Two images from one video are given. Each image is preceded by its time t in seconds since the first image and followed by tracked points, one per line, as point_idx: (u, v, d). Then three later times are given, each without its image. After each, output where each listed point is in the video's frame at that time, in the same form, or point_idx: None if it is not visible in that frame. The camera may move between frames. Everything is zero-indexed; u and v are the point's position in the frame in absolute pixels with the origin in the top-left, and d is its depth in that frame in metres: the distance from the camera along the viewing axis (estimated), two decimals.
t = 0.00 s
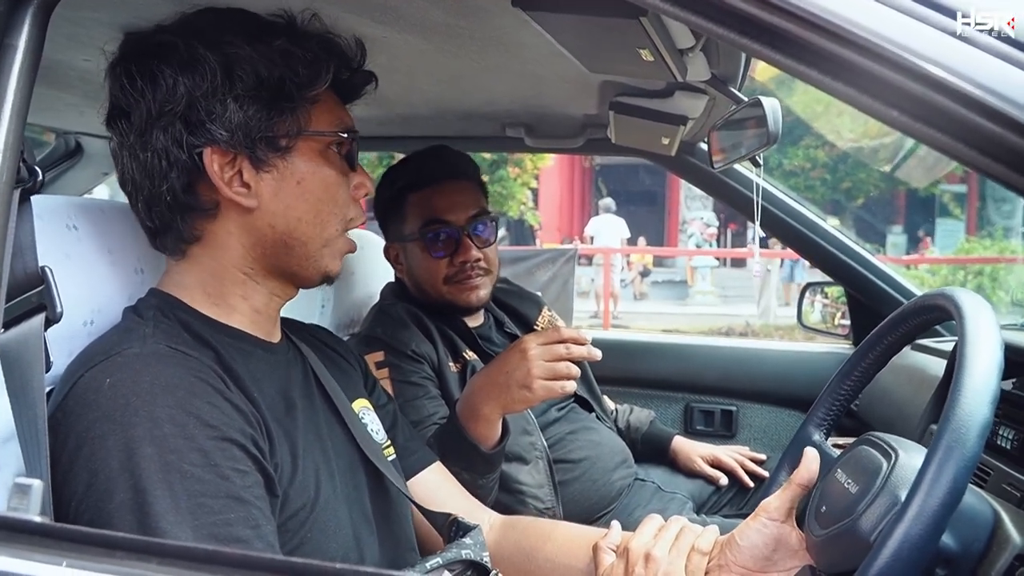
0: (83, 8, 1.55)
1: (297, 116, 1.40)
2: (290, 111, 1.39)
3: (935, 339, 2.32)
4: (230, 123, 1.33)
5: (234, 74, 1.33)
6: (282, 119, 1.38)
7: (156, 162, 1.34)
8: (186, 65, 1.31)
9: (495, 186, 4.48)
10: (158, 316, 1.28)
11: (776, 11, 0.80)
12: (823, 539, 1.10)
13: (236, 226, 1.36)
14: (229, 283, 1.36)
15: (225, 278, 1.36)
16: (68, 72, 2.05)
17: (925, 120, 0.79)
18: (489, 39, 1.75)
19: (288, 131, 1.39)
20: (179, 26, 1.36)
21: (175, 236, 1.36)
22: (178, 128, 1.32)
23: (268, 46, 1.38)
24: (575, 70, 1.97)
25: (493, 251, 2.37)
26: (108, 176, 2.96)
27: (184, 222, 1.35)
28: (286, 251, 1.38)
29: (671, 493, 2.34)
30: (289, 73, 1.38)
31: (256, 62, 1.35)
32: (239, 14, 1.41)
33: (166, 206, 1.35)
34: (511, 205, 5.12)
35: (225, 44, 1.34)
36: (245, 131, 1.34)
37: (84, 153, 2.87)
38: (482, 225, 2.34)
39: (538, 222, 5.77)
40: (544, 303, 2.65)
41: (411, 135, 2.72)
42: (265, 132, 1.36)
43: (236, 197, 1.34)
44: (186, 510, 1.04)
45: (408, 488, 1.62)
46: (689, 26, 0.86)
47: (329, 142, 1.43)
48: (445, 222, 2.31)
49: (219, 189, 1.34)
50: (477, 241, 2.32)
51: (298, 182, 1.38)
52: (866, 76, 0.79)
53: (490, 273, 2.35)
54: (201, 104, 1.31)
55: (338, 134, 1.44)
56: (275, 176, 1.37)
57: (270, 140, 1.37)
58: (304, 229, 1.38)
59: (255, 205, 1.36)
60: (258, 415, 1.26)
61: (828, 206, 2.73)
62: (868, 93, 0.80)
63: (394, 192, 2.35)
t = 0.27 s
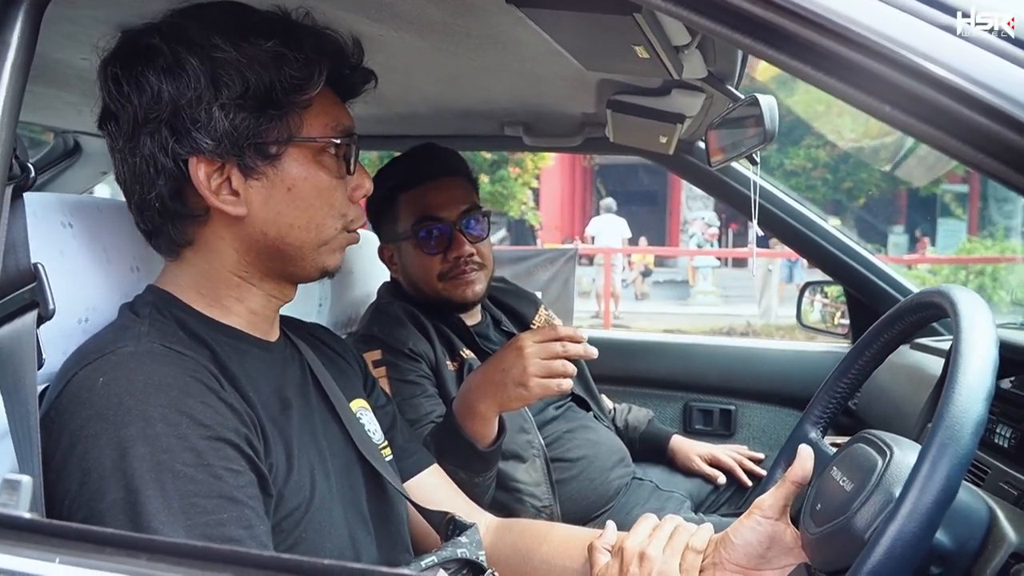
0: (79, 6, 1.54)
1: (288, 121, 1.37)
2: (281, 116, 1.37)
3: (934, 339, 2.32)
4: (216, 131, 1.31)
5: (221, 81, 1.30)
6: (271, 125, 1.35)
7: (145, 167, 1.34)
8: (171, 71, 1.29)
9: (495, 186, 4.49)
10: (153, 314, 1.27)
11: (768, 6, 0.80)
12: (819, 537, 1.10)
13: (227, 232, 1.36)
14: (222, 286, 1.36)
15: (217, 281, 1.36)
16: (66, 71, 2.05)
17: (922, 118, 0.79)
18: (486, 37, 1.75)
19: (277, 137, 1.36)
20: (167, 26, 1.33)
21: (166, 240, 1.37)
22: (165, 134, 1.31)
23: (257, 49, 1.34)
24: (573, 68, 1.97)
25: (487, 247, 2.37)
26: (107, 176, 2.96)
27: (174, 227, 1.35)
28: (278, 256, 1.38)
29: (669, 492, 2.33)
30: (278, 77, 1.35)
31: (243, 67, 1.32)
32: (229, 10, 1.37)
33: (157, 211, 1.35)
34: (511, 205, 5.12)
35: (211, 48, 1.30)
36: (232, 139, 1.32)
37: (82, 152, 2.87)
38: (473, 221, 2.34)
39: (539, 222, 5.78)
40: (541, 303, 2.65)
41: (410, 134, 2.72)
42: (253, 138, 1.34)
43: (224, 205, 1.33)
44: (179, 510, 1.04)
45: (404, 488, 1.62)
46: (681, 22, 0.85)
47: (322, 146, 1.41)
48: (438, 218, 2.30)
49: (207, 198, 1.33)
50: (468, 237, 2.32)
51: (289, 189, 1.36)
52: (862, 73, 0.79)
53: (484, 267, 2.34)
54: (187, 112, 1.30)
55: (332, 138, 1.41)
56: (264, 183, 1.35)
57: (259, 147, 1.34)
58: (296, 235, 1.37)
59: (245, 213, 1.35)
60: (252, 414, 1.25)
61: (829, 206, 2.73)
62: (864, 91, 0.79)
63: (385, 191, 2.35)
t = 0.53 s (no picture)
0: (75, 5, 1.55)
1: (282, 126, 1.37)
2: (274, 121, 1.36)
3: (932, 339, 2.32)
4: (208, 137, 1.30)
5: (213, 86, 1.30)
6: (264, 130, 1.35)
7: (137, 171, 1.35)
8: (163, 76, 1.29)
9: (496, 186, 4.49)
10: (147, 314, 1.28)
11: (757, 3, 0.80)
12: (813, 536, 1.10)
13: (221, 236, 1.36)
14: (216, 289, 1.37)
15: (211, 283, 1.37)
16: (64, 71, 2.06)
17: (914, 116, 0.78)
18: (482, 37, 1.75)
19: (271, 142, 1.35)
20: (160, 28, 1.32)
21: (159, 242, 1.38)
22: (157, 139, 1.31)
23: (251, 54, 1.33)
24: (569, 67, 1.96)
25: (484, 246, 2.37)
26: (106, 176, 2.96)
27: (168, 230, 1.36)
28: (273, 260, 1.38)
29: (667, 492, 2.33)
30: (272, 82, 1.34)
31: (236, 72, 1.31)
32: (224, 12, 1.36)
33: (149, 214, 1.36)
34: (512, 205, 5.12)
35: (203, 53, 1.29)
36: (224, 145, 1.31)
37: (82, 152, 2.87)
38: (471, 220, 2.34)
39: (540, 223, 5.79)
40: (540, 302, 2.65)
41: (409, 134, 2.72)
42: (246, 144, 1.33)
43: (216, 211, 1.34)
44: (170, 512, 1.03)
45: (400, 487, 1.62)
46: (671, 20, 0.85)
47: (317, 151, 1.40)
48: (435, 217, 2.30)
49: (199, 203, 1.33)
50: (467, 236, 2.32)
51: (282, 195, 1.36)
52: (855, 71, 0.79)
53: (482, 266, 2.34)
54: (179, 117, 1.30)
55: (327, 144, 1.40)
56: (257, 189, 1.35)
57: (252, 153, 1.34)
58: (290, 240, 1.37)
59: (237, 218, 1.35)
60: (246, 415, 1.26)
61: (829, 206, 2.69)
62: (857, 89, 0.79)
63: (383, 192, 2.35)
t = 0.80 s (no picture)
0: (78, 7, 1.56)
1: (282, 127, 1.38)
2: (274, 122, 1.37)
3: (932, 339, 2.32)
4: (209, 138, 1.31)
5: (214, 87, 1.31)
6: (265, 131, 1.36)
7: (139, 172, 1.35)
8: (164, 78, 1.30)
9: (497, 187, 4.50)
10: (148, 313, 1.28)
11: (753, 6, 0.80)
12: (811, 534, 1.10)
13: (223, 236, 1.37)
14: (218, 288, 1.38)
15: (214, 283, 1.37)
16: (66, 72, 2.07)
17: (910, 118, 0.79)
18: (482, 38, 1.76)
19: (271, 142, 1.36)
20: (160, 30, 1.33)
21: (161, 242, 1.39)
22: (158, 140, 1.32)
23: (251, 55, 1.34)
24: (569, 69, 1.97)
25: (486, 246, 2.37)
26: (108, 176, 2.97)
27: (169, 231, 1.37)
28: (275, 260, 1.39)
29: (667, 492, 2.34)
30: (273, 83, 1.35)
31: (236, 74, 1.32)
32: (223, 15, 1.38)
33: (151, 215, 1.37)
34: (513, 205, 5.13)
35: (204, 55, 1.31)
36: (225, 145, 1.32)
37: (84, 152, 2.88)
38: (472, 220, 2.35)
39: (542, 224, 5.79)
40: (541, 302, 2.66)
41: (410, 134, 2.73)
42: (246, 144, 1.34)
43: (218, 211, 1.35)
44: (171, 509, 1.04)
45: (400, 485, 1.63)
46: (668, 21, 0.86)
47: (317, 151, 1.41)
48: (436, 218, 2.31)
49: (201, 203, 1.34)
50: (468, 236, 2.32)
51: (283, 194, 1.37)
52: (851, 74, 0.79)
53: (484, 266, 2.35)
54: (180, 118, 1.30)
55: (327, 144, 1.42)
56: (258, 189, 1.36)
57: (252, 153, 1.35)
58: (291, 240, 1.38)
59: (239, 218, 1.36)
60: (246, 413, 1.26)
61: (832, 207, 2.70)
62: (853, 91, 0.80)
63: (384, 192, 2.36)
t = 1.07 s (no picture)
0: (83, 8, 1.57)
1: (264, 126, 1.38)
2: (255, 121, 1.37)
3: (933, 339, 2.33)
4: (190, 141, 1.32)
5: (191, 90, 1.31)
6: (246, 130, 1.36)
7: (127, 178, 1.37)
8: (141, 84, 1.31)
9: (499, 187, 4.51)
10: (148, 311, 1.30)
11: (753, 9, 0.81)
12: (810, 534, 1.11)
13: (212, 237, 1.38)
14: (213, 288, 1.39)
15: (208, 283, 1.38)
16: (70, 73, 2.08)
17: (909, 121, 0.80)
18: (484, 40, 1.77)
19: (253, 142, 1.36)
20: (137, 37, 1.34)
21: (156, 246, 1.41)
22: (141, 146, 1.33)
23: (226, 56, 1.34)
24: (571, 70, 1.98)
25: (488, 246, 2.38)
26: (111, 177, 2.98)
27: (162, 235, 1.39)
28: (266, 258, 1.39)
29: (668, 492, 2.34)
30: (250, 83, 1.35)
31: (212, 75, 1.32)
32: (200, 17, 1.38)
33: (142, 220, 1.39)
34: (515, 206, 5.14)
35: (179, 59, 1.31)
36: (207, 147, 1.33)
37: (87, 154, 2.89)
38: (474, 221, 2.35)
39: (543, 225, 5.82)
40: (543, 302, 2.67)
41: (412, 136, 2.74)
42: (228, 145, 1.34)
43: (205, 213, 1.36)
44: (182, 494, 1.05)
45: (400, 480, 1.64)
46: (670, 23, 0.87)
47: (301, 148, 1.40)
48: (439, 219, 2.32)
49: (187, 206, 1.35)
50: (470, 237, 2.33)
51: (269, 193, 1.37)
52: (850, 77, 0.80)
53: (486, 266, 2.36)
54: (160, 123, 1.32)
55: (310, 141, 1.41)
56: (244, 189, 1.36)
57: (235, 153, 1.35)
58: (280, 238, 1.38)
59: (226, 219, 1.37)
60: (249, 404, 1.28)
61: (834, 209, 2.69)
62: (852, 95, 0.80)
63: (387, 193, 2.38)
